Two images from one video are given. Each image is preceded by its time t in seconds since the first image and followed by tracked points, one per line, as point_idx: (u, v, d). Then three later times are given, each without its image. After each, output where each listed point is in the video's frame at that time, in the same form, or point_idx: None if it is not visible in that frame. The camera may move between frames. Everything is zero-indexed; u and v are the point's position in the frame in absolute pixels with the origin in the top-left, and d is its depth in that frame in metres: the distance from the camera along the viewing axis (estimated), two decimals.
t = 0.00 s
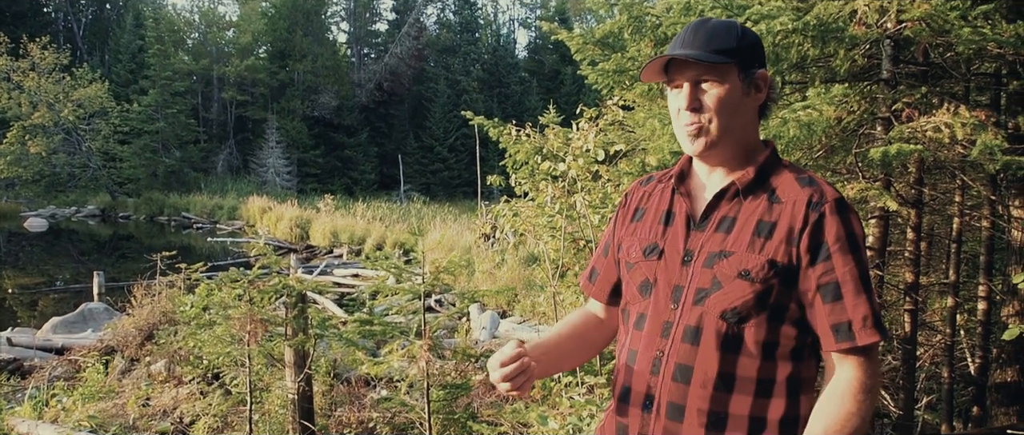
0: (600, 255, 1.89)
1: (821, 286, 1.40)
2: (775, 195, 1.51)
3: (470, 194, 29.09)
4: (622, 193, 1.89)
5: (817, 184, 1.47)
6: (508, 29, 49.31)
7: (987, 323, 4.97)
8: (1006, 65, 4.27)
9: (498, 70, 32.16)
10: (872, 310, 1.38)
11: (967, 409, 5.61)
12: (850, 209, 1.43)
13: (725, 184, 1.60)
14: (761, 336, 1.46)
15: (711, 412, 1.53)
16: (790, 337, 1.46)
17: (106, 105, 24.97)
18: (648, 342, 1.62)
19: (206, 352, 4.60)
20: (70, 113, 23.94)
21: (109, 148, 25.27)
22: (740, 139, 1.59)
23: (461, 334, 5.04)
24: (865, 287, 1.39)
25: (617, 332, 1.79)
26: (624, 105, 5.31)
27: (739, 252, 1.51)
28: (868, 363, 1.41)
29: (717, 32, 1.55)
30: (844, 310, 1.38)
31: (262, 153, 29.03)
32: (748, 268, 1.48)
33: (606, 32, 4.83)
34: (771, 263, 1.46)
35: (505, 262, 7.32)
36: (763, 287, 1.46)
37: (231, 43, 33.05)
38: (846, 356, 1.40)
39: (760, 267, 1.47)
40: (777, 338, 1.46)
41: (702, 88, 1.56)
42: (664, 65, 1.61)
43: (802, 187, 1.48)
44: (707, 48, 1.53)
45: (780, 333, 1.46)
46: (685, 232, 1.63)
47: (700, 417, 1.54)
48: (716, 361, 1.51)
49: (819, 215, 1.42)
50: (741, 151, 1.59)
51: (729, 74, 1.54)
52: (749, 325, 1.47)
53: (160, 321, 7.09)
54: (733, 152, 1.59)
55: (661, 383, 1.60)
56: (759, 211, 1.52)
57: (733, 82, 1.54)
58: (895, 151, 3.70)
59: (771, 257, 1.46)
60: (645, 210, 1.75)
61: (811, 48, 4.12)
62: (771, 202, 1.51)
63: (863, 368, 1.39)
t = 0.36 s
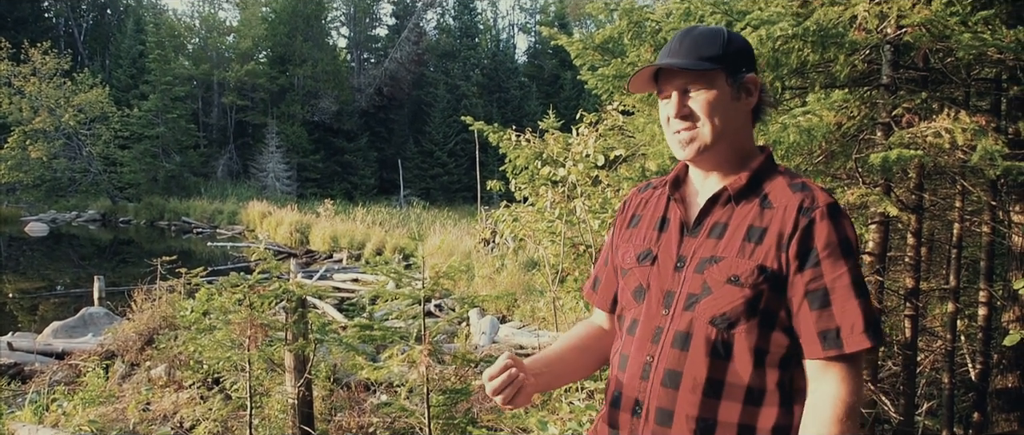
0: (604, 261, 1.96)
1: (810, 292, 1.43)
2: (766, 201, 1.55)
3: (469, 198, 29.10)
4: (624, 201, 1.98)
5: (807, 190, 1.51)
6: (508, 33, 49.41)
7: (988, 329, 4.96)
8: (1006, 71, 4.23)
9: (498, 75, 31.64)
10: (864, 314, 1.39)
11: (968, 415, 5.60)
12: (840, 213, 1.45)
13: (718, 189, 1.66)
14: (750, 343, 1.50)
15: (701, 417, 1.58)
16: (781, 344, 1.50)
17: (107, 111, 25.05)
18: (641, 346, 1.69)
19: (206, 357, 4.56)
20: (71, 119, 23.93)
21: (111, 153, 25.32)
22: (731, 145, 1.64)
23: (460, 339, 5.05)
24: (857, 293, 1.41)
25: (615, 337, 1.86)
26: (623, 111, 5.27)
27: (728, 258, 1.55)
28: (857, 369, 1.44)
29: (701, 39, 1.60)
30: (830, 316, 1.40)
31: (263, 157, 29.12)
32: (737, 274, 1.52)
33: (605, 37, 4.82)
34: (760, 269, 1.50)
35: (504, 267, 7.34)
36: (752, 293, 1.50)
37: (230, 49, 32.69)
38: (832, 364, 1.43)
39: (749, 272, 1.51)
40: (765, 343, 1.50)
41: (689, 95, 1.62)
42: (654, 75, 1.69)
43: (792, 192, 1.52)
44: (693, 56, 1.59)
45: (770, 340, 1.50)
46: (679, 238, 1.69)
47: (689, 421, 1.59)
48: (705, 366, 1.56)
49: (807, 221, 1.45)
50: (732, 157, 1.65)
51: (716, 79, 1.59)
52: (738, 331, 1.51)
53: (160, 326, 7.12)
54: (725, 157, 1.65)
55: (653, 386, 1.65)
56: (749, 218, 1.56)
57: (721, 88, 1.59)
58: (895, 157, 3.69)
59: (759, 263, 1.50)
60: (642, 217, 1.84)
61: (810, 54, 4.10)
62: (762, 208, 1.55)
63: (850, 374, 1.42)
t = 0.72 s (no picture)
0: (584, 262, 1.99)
1: (779, 292, 1.46)
2: (739, 200, 1.58)
3: (466, 199, 29.13)
4: (606, 200, 2.01)
5: (781, 190, 1.53)
6: (506, 34, 49.53)
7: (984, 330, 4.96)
8: (1003, 73, 4.27)
9: (496, 76, 31.80)
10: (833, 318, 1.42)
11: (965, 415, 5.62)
12: (813, 214, 1.48)
13: (693, 187, 1.68)
14: (719, 341, 1.53)
15: (670, 415, 1.60)
16: (752, 342, 1.53)
17: (105, 110, 25.08)
18: (615, 343, 1.72)
19: (204, 358, 4.53)
20: (68, 118, 24.00)
21: (107, 153, 25.37)
22: (707, 145, 1.67)
23: (458, 339, 5.05)
24: (826, 293, 1.44)
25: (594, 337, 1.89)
26: (621, 111, 5.23)
27: (699, 257, 1.58)
28: (824, 369, 1.47)
29: (677, 42, 1.65)
30: (800, 316, 1.44)
31: (261, 157, 29.13)
32: (707, 273, 1.55)
33: (603, 38, 4.84)
34: (730, 269, 1.53)
35: (502, 267, 7.35)
36: (721, 293, 1.52)
37: (228, 48, 32.87)
38: (802, 362, 1.47)
39: (720, 272, 1.53)
40: (734, 342, 1.53)
41: (665, 94, 1.65)
42: (631, 75, 1.73)
43: (766, 192, 1.54)
44: (671, 57, 1.63)
45: (741, 339, 1.53)
46: (654, 237, 1.72)
47: (658, 417, 1.62)
48: (675, 363, 1.58)
49: (779, 220, 1.48)
50: (707, 156, 1.68)
51: (691, 78, 1.62)
52: (706, 329, 1.54)
53: (158, 326, 7.13)
54: (701, 156, 1.68)
55: (625, 383, 1.68)
56: (722, 217, 1.59)
57: (696, 87, 1.62)
58: (892, 158, 3.70)
59: (730, 263, 1.53)
60: (622, 216, 1.87)
61: (808, 55, 4.10)
62: (734, 208, 1.58)
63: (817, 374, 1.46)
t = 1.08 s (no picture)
0: (558, 259, 2.17)
1: (741, 284, 1.63)
2: (704, 200, 1.75)
3: (472, 201, 29.17)
4: (576, 199, 2.17)
5: (741, 189, 1.71)
6: (510, 35, 49.66)
7: (993, 333, 4.90)
8: (1012, 74, 4.23)
9: (501, 77, 31.69)
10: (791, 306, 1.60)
11: (972, 419, 5.58)
12: (772, 211, 1.65)
13: (661, 187, 1.85)
14: (689, 332, 1.70)
15: (647, 403, 1.78)
16: (718, 331, 1.70)
17: (112, 112, 25.38)
18: (594, 335, 1.89)
19: (211, 358, 4.53)
20: (76, 120, 24.22)
21: (115, 154, 25.56)
22: (672, 150, 1.84)
23: (463, 340, 5.05)
24: (786, 284, 1.61)
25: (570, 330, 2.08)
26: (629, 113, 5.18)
27: (669, 253, 1.74)
28: (782, 355, 1.65)
29: (642, 49, 1.80)
30: (761, 307, 1.61)
31: (267, 159, 29.34)
32: (676, 269, 1.71)
33: (609, 40, 4.86)
34: (697, 264, 1.69)
35: (508, 269, 7.34)
36: (690, 288, 1.69)
37: (234, 50, 33.19)
38: (761, 349, 1.65)
39: (688, 268, 1.70)
40: (702, 334, 1.70)
41: (632, 98, 1.80)
42: (599, 81, 1.87)
43: (728, 192, 1.71)
44: (636, 62, 1.78)
45: (708, 329, 1.70)
46: (625, 235, 1.89)
47: (636, 406, 1.80)
48: (649, 355, 1.76)
49: (742, 218, 1.65)
50: (673, 158, 1.84)
51: (656, 83, 1.78)
52: (677, 321, 1.71)
53: (166, 326, 7.18)
54: (667, 160, 1.84)
55: (604, 374, 1.86)
56: (689, 216, 1.75)
57: (661, 91, 1.78)
58: (902, 160, 3.66)
59: (696, 259, 1.69)
60: (592, 215, 2.05)
61: (816, 56, 4.06)
62: (699, 207, 1.75)
63: (776, 360, 1.64)
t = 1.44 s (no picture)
0: (536, 257, 2.15)
1: (720, 277, 1.66)
2: (681, 195, 1.75)
3: (485, 195, 29.23)
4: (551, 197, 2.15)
5: (716, 186, 1.72)
6: (523, 29, 49.83)
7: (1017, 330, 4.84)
8: None
9: (515, 71, 31.96)
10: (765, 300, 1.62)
11: (995, 417, 5.49)
12: (746, 207, 1.68)
13: (639, 185, 1.85)
14: (671, 323, 1.71)
15: (630, 389, 1.78)
16: (698, 322, 1.71)
17: (131, 108, 25.88)
18: (576, 330, 1.88)
19: (228, 352, 4.63)
20: (95, 116, 24.88)
21: (133, 150, 26.24)
22: (647, 146, 1.84)
23: (478, 336, 5.02)
24: (760, 274, 1.64)
25: (551, 324, 2.06)
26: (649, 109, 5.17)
27: (648, 248, 1.74)
28: (756, 344, 1.67)
29: (618, 51, 1.79)
30: (740, 298, 1.63)
31: (282, 153, 29.56)
32: (657, 263, 1.72)
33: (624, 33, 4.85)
34: (677, 257, 1.70)
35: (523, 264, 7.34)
36: (670, 280, 1.70)
37: (250, 47, 33.44)
38: (738, 339, 1.66)
39: (668, 261, 1.70)
40: (684, 324, 1.72)
41: (608, 99, 1.80)
42: (576, 81, 1.85)
43: (705, 188, 1.72)
44: (611, 65, 1.78)
45: (689, 320, 1.71)
46: (605, 231, 1.88)
47: (620, 397, 1.80)
48: (633, 345, 1.75)
49: (719, 213, 1.66)
50: (648, 156, 1.84)
51: (631, 84, 1.77)
52: (659, 313, 1.72)
53: (184, 319, 7.23)
54: (644, 157, 1.84)
55: (588, 364, 1.85)
56: (667, 212, 1.75)
57: (635, 93, 1.77)
58: (923, 153, 3.61)
59: (677, 252, 1.70)
60: (570, 211, 2.02)
61: (835, 49, 3.99)
62: (677, 202, 1.75)
63: (748, 351, 1.65)
